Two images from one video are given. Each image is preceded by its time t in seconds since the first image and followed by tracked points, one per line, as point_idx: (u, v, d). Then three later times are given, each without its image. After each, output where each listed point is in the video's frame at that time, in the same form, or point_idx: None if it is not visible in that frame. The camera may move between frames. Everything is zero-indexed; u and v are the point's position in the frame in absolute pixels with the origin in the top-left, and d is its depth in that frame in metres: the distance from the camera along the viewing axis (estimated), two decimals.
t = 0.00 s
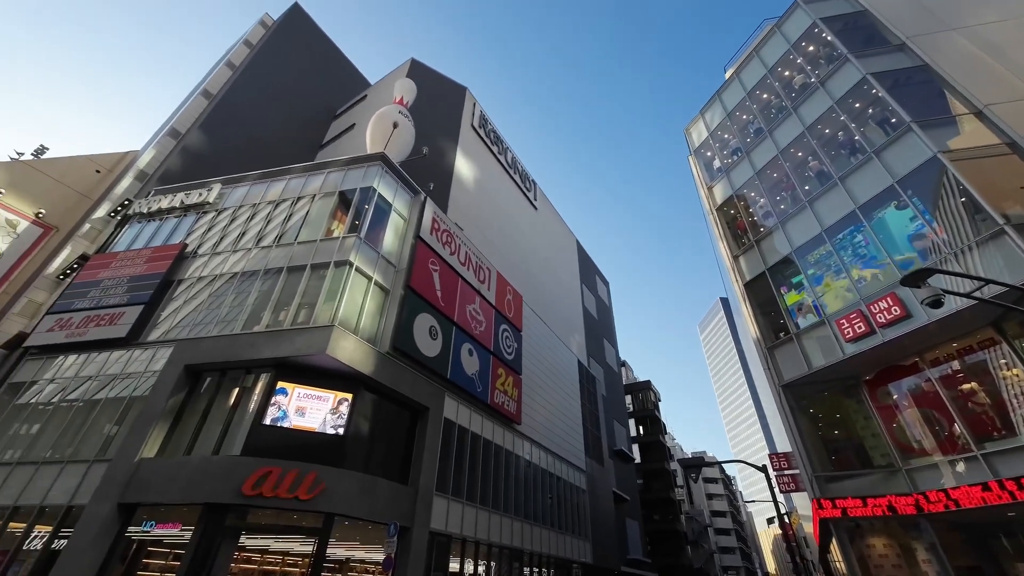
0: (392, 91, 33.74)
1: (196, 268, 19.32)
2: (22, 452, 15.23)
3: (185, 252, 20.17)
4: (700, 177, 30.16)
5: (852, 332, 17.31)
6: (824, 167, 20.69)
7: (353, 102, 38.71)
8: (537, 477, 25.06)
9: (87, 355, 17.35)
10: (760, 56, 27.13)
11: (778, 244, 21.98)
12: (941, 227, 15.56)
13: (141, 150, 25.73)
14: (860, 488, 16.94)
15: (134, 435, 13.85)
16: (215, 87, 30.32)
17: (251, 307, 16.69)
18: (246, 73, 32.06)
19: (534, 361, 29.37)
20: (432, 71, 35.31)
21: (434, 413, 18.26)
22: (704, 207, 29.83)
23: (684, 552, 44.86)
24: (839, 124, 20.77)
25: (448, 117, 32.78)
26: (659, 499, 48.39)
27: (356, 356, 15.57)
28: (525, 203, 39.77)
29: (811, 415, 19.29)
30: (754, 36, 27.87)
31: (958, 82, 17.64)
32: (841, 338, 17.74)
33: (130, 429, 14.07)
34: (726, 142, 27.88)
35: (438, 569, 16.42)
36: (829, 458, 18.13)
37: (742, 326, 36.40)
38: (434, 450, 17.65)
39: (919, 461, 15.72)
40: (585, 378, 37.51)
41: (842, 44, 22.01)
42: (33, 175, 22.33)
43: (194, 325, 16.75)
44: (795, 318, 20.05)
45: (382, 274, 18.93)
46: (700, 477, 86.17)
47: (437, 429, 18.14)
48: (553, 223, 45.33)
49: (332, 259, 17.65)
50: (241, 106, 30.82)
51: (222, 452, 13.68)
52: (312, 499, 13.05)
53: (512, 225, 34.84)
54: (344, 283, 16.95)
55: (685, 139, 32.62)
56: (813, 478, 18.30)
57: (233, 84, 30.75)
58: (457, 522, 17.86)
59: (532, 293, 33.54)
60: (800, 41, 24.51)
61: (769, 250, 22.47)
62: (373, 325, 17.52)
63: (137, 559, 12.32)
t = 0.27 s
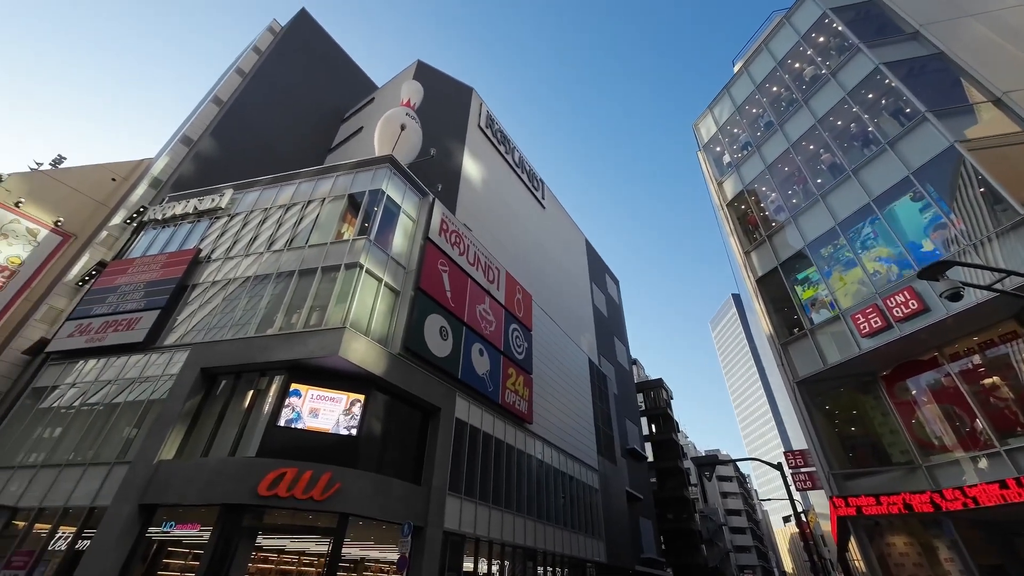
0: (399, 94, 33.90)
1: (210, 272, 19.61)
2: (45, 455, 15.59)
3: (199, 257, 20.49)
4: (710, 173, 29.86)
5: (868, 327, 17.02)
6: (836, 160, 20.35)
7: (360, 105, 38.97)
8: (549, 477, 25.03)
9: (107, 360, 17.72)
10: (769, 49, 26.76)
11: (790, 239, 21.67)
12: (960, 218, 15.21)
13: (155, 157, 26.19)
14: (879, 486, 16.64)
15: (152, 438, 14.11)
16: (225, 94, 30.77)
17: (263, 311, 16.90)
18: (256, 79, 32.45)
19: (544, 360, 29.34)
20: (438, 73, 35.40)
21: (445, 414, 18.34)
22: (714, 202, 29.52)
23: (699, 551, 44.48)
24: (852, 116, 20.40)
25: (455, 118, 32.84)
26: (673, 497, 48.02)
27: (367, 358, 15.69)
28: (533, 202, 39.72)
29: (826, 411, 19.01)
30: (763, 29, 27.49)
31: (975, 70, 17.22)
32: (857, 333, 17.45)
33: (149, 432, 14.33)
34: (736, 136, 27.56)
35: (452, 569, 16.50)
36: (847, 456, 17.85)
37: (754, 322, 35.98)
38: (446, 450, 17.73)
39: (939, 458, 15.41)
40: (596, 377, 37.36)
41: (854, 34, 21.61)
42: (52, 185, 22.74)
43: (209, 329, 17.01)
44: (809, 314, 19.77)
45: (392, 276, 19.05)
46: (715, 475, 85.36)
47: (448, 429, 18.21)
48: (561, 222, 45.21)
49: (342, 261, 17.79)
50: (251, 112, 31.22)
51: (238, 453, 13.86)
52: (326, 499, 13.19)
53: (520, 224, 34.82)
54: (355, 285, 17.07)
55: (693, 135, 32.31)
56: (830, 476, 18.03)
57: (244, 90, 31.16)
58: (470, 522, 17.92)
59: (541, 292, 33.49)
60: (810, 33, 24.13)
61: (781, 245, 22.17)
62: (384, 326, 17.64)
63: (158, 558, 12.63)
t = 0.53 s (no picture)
0: (405, 96, 34.08)
1: (222, 276, 19.89)
2: (66, 458, 15.94)
3: (211, 262, 20.78)
4: (719, 168, 29.58)
5: (883, 322, 16.74)
6: (848, 152, 20.05)
7: (368, 108, 39.24)
8: (561, 476, 24.99)
9: (124, 364, 18.05)
10: (777, 41, 26.43)
11: (802, 234, 21.39)
12: (977, 210, 14.88)
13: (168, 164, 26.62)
14: (897, 483, 16.38)
15: (169, 440, 14.36)
16: (235, 100, 31.20)
17: (275, 313, 17.10)
18: (265, 85, 32.84)
19: (554, 359, 29.30)
20: (444, 74, 35.52)
21: (456, 414, 18.40)
22: (724, 198, 29.24)
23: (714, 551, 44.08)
24: (864, 107, 20.07)
25: (461, 118, 32.93)
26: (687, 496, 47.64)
27: (378, 359, 15.79)
28: (541, 201, 39.68)
29: (842, 408, 18.73)
30: (771, 22, 27.17)
31: (991, 58, 16.83)
32: (873, 329, 17.16)
33: (166, 434, 14.58)
34: (745, 131, 27.27)
35: (466, 568, 16.54)
36: (863, 453, 17.58)
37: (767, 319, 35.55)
38: (457, 450, 17.79)
39: (960, 454, 15.09)
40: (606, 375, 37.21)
41: (865, 24, 21.26)
42: (69, 194, 23.28)
43: (223, 332, 17.25)
44: (823, 309, 19.50)
45: (401, 277, 19.16)
46: (728, 473, 84.52)
47: (459, 429, 18.27)
48: (569, 221, 45.10)
49: (352, 264, 17.93)
50: (260, 117, 31.59)
51: (253, 454, 14.05)
52: (340, 499, 13.33)
53: (528, 223, 34.81)
54: (365, 286, 17.19)
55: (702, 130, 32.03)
56: (846, 474, 17.76)
57: (253, 96, 31.56)
58: (483, 522, 17.95)
59: (550, 291, 33.44)
60: (819, 24, 23.78)
61: (793, 240, 21.90)
62: (394, 327, 17.74)
63: (176, 559, 12.89)
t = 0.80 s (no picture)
0: (412, 98, 34.22)
1: (235, 280, 20.16)
2: (86, 460, 16.28)
3: (223, 266, 21.06)
4: (728, 164, 29.29)
5: (899, 317, 16.46)
6: (861, 145, 19.74)
7: (375, 110, 39.49)
8: (572, 475, 24.94)
9: (140, 367, 18.38)
10: (786, 34, 26.09)
11: (814, 229, 21.10)
12: (996, 201, 14.53)
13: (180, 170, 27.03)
14: (915, 481, 16.14)
15: (185, 441, 14.59)
16: (244, 106, 31.59)
17: (287, 316, 17.28)
18: (273, 90, 33.20)
19: (564, 358, 29.23)
20: (450, 75, 35.60)
21: (467, 413, 18.46)
22: (733, 194, 28.95)
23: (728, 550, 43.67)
24: (876, 99, 19.73)
25: (468, 119, 32.98)
26: (699, 495, 47.27)
27: (388, 359, 15.89)
28: (548, 200, 39.60)
29: (857, 405, 18.47)
30: (779, 14, 26.82)
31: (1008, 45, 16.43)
32: (888, 324, 16.88)
33: (182, 436, 14.82)
34: (754, 125, 26.97)
35: (478, 568, 16.58)
36: (880, 451, 17.33)
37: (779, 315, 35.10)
38: (468, 450, 17.83)
39: (980, 451, 14.73)
40: (616, 374, 37.04)
41: (876, 15, 20.89)
42: (85, 202, 23.75)
43: (236, 335, 17.49)
44: (836, 305, 19.24)
45: (410, 278, 19.25)
46: (742, 472, 83.65)
47: (470, 429, 18.32)
48: (577, 219, 44.97)
49: (362, 265, 18.05)
50: (269, 122, 31.95)
51: (267, 455, 14.22)
52: (353, 499, 13.44)
53: (536, 222, 34.77)
54: (374, 288, 17.31)
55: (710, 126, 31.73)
56: (863, 472, 17.53)
57: (262, 101, 31.93)
58: (495, 521, 17.98)
59: (559, 290, 33.38)
60: (829, 16, 23.43)
61: (805, 235, 21.61)
62: (404, 328, 17.83)
63: (193, 559, 13.09)
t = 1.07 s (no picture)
0: (418, 100, 34.34)
1: (246, 283, 20.41)
2: (105, 461, 16.59)
3: (235, 269, 21.32)
4: (737, 160, 29.00)
5: (915, 312, 16.15)
6: (873, 138, 19.44)
7: (382, 112, 39.71)
8: (583, 474, 24.88)
9: (156, 369, 18.67)
10: (795, 27, 25.75)
11: (826, 224, 20.82)
12: (1014, 193, 14.09)
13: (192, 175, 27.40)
14: (933, 479, 15.90)
15: (200, 443, 14.80)
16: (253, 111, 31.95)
17: (298, 318, 17.45)
18: (282, 95, 33.52)
19: (574, 357, 29.17)
20: (456, 76, 35.69)
21: (477, 413, 18.52)
22: (742, 189, 28.66)
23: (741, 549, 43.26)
24: (888, 91, 19.40)
25: (474, 119, 33.04)
26: (712, 494, 46.89)
27: (399, 360, 15.99)
28: (555, 199, 39.53)
29: (872, 403, 18.22)
30: (788, 8, 26.49)
31: None
32: (903, 319, 16.59)
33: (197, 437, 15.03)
34: (763, 120, 26.67)
35: (490, 567, 16.62)
36: (897, 449, 17.09)
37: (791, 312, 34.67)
38: (478, 450, 17.88)
39: (1001, 448, 14.43)
40: (626, 373, 36.88)
41: (887, 5, 20.55)
42: (101, 208, 24.19)
43: (248, 337, 17.71)
44: (850, 301, 18.97)
45: (419, 279, 19.34)
46: (755, 471, 82.80)
47: (480, 428, 18.37)
48: (585, 218, 44.83)
49: (371, 267, 18.17)
50: (278, 126, 32.28)
51: (280, 456, 14.38)
52: (365, 500, 13.53)
53: (543, 222, 34.73)
54: (384, 289, 17.41)
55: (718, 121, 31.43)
56: (879, 470, 17.31)
57: (271, 106, 32.26)
58: (506, 521, 18.02)
59: (567, 289, 33.31)
60: (839, 7, 23.09)
61: (817, 230, 21.33)
62: (413, 329, 17.92)
63: (210, 559, 13.24)
